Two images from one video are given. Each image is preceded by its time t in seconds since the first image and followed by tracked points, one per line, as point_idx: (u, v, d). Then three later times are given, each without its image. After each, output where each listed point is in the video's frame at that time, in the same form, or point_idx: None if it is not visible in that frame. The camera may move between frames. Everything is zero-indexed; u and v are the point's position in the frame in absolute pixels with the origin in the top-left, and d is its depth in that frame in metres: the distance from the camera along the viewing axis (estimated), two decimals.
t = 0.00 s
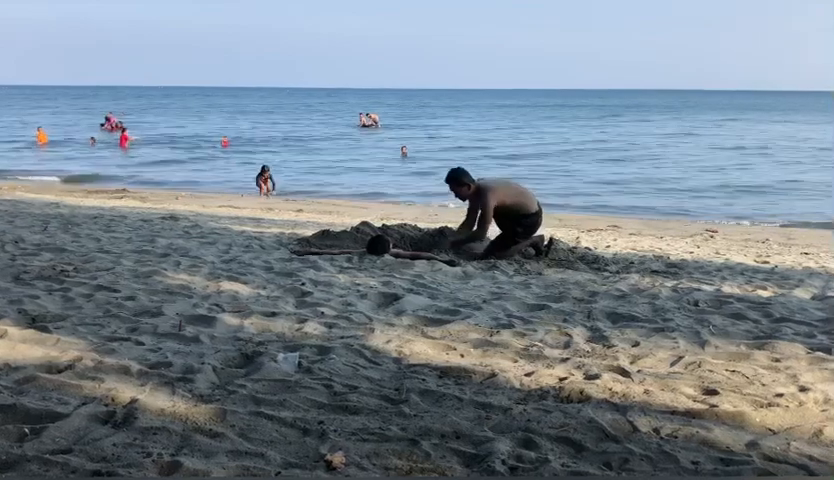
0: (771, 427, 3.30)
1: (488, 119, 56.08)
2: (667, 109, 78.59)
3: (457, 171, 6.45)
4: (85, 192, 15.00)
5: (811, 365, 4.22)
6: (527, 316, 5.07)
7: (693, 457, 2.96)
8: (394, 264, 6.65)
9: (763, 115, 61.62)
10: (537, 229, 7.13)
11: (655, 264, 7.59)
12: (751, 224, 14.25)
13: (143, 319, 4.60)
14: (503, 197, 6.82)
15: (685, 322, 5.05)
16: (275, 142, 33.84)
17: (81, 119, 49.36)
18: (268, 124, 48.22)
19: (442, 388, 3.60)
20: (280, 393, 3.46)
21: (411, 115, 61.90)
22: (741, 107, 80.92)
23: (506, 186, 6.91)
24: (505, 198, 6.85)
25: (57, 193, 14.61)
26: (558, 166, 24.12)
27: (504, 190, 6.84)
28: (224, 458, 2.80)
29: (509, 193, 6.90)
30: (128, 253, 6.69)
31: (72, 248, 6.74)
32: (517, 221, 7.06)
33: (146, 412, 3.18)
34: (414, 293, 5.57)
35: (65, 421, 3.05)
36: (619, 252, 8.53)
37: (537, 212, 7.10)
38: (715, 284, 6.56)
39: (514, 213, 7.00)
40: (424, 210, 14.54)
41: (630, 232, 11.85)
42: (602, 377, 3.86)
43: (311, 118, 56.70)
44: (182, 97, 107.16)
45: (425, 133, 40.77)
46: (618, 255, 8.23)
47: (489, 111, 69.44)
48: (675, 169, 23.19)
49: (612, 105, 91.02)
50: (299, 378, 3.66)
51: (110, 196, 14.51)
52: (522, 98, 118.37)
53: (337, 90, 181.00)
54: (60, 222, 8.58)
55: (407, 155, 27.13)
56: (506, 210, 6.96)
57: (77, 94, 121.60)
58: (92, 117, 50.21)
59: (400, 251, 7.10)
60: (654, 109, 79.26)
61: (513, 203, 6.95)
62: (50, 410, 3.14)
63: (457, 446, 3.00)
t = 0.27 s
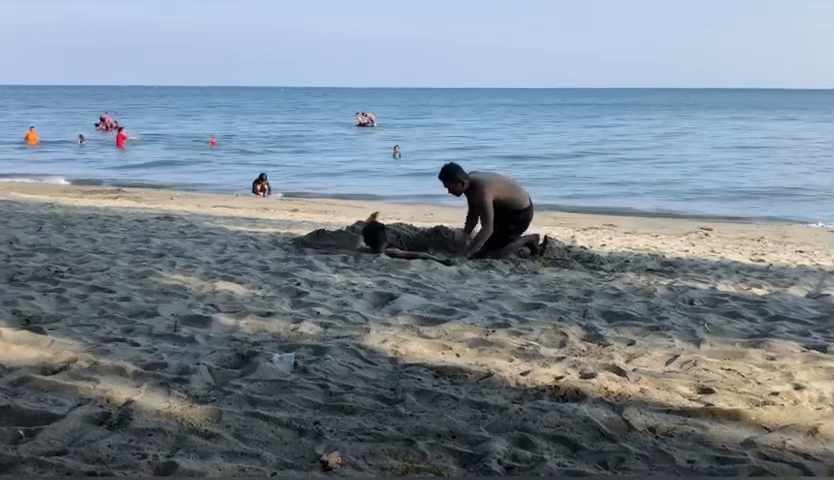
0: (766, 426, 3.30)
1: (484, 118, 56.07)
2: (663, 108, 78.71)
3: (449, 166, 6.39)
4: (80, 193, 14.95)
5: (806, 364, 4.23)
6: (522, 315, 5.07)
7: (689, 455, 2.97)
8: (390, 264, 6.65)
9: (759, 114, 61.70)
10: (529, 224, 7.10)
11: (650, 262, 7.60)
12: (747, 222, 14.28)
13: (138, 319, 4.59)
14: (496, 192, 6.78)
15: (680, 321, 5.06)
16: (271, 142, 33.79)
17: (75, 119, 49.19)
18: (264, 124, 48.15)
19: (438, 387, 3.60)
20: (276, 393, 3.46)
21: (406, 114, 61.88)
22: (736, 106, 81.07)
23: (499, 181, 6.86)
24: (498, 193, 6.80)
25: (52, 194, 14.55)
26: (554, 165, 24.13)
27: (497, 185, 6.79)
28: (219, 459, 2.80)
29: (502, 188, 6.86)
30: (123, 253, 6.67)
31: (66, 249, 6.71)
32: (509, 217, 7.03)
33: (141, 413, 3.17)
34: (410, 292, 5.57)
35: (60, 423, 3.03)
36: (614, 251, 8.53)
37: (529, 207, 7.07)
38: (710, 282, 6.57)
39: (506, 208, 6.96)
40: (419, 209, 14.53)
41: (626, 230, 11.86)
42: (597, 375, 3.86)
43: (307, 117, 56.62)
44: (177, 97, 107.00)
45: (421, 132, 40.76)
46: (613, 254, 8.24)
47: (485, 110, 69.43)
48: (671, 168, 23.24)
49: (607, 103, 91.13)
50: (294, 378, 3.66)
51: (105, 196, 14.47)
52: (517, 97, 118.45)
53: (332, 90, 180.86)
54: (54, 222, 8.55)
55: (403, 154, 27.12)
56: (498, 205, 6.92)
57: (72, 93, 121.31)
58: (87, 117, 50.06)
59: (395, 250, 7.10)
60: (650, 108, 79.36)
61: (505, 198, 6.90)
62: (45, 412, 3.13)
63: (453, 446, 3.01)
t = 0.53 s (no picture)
0: (761, 423, 3.31)
1: (480, 116, 56.05)
2: (658, 106, 78.77)
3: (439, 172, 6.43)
4: (74, 191, 14.88)
5: (801, 361, 4.23)
6: (517, 313, 5.07)
7: (684, 453, 2.97)
8: (385, 262, 6.65)
9: (755, 112, 61.73)
10: (524, 221, 7.10)
11: (645, 260, 7.61)
12: (742, 220, 14.29)
13: (133, 318, 4.58)
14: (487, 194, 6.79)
15: (675, 318, 5.06)
16: (266, 140, 33.73)
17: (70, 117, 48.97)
18: (259, 122, 48.06)
19: (433, 385, 3.60)
20: (270, 392, 3.45)
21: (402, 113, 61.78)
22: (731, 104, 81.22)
23: (490, 182, 6.88)
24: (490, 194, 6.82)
25: (46, 192, 14.51)
26: (549, 163, 24.15)
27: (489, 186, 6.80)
28: (214, 458, 2.79)
29: (493, 189, 6.88)
30: (117, 252, 6.65)
31: (61, 247, 6.69)
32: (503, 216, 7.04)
33: (136, 412, 3.16)
34: (405, 290, 5.57)
35: (54, 421, 3.02)
36: (609, 249, 8.55)
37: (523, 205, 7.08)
38: (705, 280, 6.58)
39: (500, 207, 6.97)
40: (415, 208, 14.50)
41: (621, 228, 11.87)
42: (592, 373, 3.87)
43: (303, 116, 56.53)
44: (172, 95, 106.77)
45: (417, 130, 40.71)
46: (608, 252, 8.25)
47: (481, 109, 69.37)
48: (667, 166, 23.27)
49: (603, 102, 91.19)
50: (289, 377, 3.65)
51: (100, 194, 14.43)
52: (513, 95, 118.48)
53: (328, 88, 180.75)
54: (49, 221, 8.51)
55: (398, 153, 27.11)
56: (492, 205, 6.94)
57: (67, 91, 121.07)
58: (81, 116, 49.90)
59: (392, 249, 7.09)
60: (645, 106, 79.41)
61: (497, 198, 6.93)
62: (39, 411, 3.12)
63: (448, 444, 3.00)
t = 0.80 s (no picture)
0: (760, 421, 3.32)
1: (479, 115, 56.03)
2: (658, 105, 78.77)
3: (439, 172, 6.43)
4: (74, 191, 14.87)
5: (800, 360, 4.24)
6: (517, 312, 5.08)
7: (683, 451, 2.98)
8: (385, 261, 6.65)
9: (755, 111, 61.70)
10: (523, 221, 7.10)
11: (645, 259, 7.61)
12: (742, 219, 14.30)
13: (133, 317, 4.57)
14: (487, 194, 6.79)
15: (675, 317, 5.07)
16: (266, 139, 33.72)
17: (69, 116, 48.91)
18: (258, 121, 48.03)
19: (433, 384, 3.61)
20: (271, 391, 3.46)
21: (402, 112, 61.72)
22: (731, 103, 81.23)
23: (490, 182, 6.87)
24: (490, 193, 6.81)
25: (46, 191, 14.49)
26: (549, 162, 24.15)
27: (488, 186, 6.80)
28: (214, 457, 2.79)
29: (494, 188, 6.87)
30: (117, 251, 6.65)
31: (61, 247, 6.69)
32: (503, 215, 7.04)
33: (136, 411, 3.16)
34: (405, 290, 5.57)
35: (55, 421, 3.03)
36: (609, 248, 8.56)
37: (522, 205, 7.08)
38: (704, 278, 6.59)
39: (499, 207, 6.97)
40: (415, 207, 14.50)
41: (621, 227, 11.87)
42: (592, 372, 3.88)
43: (303, 115, 56.50)
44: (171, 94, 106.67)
45: (417, 129, 40.69)
46: (608, 251, 8.25)
47: (481, 108, 69.36)
48: (666, 165, 23.28)
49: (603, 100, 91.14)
50: (289, 376, 3.66)
51: (100, 194, 14.42)
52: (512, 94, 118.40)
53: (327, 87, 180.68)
54: (48, 220, 8.50)
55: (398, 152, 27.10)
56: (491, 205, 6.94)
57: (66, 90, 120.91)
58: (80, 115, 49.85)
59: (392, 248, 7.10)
60: (645, 105, 79.41)
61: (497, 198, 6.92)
62: (39, 410, 3.12)
63: (448, 442, 3.01)
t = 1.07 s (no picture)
0: (763, 421, 3.31)
1: (481, 115, 56.00)
2: (660, 105, 78.69)
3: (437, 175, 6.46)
4: (77, 191, 14.90)
5: (803, 359, 4.24)
6: (520, 312, 5.08)
7: (686, 451, 2.97)
8: (387, 261, 6.66)
9: (758, 111, 61.57)
10: (525, 219, 7.11)
11: (648, 259, 7.61)
12: (745, 219, 14.28)
13: (136, 318, 4.58)
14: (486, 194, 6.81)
15: (677, 317, 5.07)
16: (268, 140, 33.74)
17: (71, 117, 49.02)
18: (261, 122, 48.06)
19: (437, 385, 3.60)
20: (274, 391, 3.46)
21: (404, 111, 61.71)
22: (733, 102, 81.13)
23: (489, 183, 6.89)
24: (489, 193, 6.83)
25: (48, 192, 14.52)
26: (551, 162, 24.15)
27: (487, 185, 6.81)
28: (217, 457, 2.80)
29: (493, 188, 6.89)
30: (120, 252, 6.66)
31: (64, 247, 6.71)
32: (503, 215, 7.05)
33: (140, 412, 3.17)
34: (408, 290, 5.57)
35: (58, 421, 3.03)
36: (611, 248, 8.55)
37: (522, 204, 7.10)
38: (707, 278, 6.58)
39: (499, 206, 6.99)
40: (417, 207, 14.50)
41: (624, 227, 11.86)
42: (595, 372, 3.87)
43: (304, 115, 56.51)
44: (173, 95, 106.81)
45: (419, 129, 40.70)
46: (611, 251, 8.25)
47: (483, 108, 69.32)
48: (668, 165, 23.27)
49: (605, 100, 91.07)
50: (293, 376, 3.66)
51: (102, 194, 14.44)
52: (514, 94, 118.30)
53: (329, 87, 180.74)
54: (51, 220, 8.52)
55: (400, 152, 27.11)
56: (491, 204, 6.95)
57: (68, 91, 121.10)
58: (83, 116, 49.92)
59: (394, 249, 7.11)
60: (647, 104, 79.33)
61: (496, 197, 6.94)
62: (43, 410, 3.13)
63: (452, 442, 3.01)
